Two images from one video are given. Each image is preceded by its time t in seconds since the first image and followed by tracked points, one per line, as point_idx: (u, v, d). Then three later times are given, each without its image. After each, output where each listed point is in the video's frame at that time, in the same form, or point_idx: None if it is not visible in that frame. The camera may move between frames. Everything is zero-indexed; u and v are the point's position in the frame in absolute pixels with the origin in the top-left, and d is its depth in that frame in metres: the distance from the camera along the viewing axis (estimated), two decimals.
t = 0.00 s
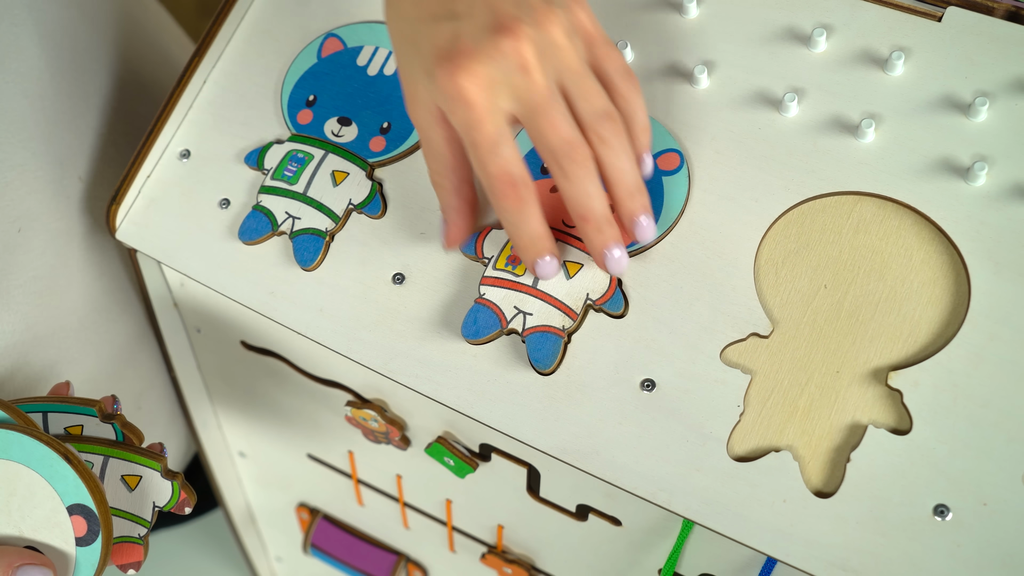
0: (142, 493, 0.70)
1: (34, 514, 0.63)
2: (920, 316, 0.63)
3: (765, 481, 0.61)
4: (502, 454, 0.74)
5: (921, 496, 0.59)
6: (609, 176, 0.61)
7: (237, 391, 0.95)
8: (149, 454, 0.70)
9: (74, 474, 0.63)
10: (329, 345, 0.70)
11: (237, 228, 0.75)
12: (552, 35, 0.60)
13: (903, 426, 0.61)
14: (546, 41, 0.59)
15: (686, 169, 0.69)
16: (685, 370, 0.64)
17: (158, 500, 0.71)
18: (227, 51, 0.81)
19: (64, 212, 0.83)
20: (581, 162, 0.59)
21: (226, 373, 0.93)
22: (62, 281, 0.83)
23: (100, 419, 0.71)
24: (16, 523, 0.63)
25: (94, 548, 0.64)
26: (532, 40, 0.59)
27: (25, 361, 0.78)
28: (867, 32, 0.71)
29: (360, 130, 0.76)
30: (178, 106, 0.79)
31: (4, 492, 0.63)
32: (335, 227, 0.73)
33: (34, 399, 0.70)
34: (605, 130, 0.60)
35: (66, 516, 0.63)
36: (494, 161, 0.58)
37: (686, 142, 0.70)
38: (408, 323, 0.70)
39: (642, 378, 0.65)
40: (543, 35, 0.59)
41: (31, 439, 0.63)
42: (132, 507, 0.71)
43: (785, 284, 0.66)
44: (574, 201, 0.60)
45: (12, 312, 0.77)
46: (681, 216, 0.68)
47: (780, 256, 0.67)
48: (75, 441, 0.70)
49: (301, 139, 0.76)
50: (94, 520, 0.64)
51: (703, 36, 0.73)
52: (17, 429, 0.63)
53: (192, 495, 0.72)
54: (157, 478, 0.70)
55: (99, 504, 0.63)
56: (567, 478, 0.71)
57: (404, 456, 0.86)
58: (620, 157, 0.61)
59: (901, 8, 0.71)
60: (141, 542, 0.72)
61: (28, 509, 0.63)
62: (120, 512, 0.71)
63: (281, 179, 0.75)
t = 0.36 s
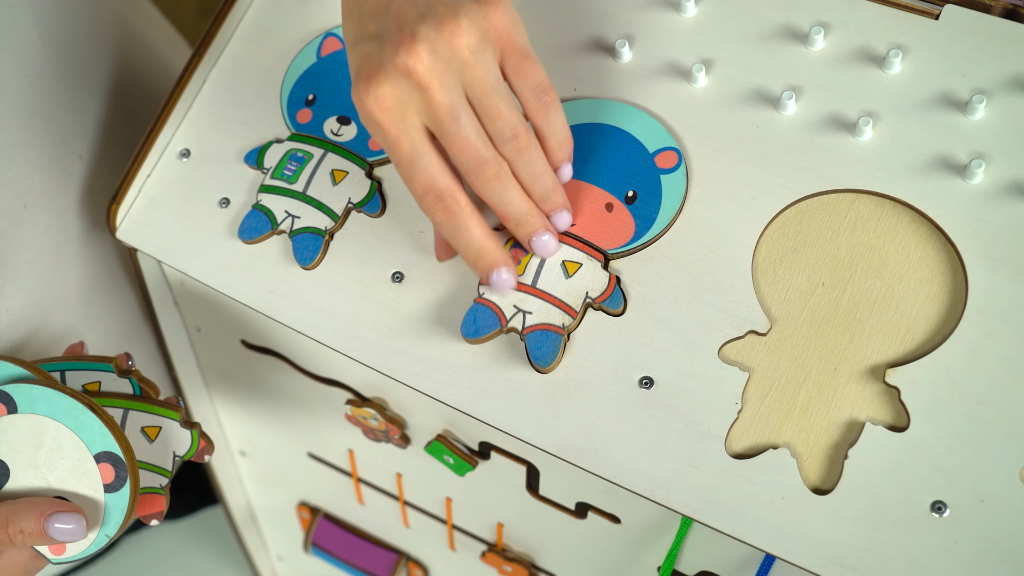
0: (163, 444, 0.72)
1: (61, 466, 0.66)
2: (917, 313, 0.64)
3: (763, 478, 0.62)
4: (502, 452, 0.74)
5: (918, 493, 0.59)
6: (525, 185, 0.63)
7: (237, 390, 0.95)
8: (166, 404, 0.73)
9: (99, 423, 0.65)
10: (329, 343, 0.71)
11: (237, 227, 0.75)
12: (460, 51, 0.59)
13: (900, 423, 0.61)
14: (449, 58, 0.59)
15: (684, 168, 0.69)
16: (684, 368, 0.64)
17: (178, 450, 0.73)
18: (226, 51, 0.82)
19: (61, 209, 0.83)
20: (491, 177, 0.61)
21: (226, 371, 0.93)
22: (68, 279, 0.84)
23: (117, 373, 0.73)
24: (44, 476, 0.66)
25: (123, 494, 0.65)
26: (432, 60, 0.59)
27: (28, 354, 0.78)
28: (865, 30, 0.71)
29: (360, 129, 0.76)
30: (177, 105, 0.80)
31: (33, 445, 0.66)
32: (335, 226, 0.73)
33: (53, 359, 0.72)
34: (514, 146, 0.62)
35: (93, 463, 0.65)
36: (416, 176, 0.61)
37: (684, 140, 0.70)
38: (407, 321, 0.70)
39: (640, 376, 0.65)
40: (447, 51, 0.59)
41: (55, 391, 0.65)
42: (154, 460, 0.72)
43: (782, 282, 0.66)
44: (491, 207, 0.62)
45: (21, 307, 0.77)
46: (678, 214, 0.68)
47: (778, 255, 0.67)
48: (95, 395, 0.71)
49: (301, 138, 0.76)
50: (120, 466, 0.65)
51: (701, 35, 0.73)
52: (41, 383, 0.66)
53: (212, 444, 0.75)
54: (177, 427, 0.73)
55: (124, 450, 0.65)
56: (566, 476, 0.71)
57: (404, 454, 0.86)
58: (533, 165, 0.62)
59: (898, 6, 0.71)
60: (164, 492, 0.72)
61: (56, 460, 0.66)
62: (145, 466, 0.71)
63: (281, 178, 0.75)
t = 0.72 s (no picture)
0: (134, 452, 0.73)
1: (29, 471, 0.65)
2: (914, 316, 0.64)
3: (761, 480, 0.62)
4: (501, 455, 0.74)
5: (916, 495, 0.59)
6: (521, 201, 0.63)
7: (238, 395, 0.95)
8: (138, 411, 0.73)
9: (70, 430, 0.64)
10: (327, 348, 0.71)
11: (236, 232, 0.76)
12: (438, 72, 0.61)
13: (898, 425, 0.61)
14: (428, 81, 0.61)
15: (681, 172, 0.69)
16: (682, 371, 0.64)
17: (149, 458, 0.74)
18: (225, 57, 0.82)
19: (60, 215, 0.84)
20: (480, 194, 0.60)
21: (227, 376, 0.94)
22: (50, 283, 0.84)
23: (92, 380, 0.73)
24: (13, 480, 0.65)
25: (89, 502, 0.65)
26: (412, 85, 0.61)
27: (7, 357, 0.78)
28: (860, 34, 0.71)
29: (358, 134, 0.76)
30: (177, 111, 0.80)
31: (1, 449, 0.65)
32: (334, 231, 0.73)
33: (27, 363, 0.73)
34: (501, 160, 0.61)
35: (61, 470, 0.65)
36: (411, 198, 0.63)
37: (681, 144, 0.70)
38: (406, 326, 0.70)
39: (638, 380, 0.65)
40: (425, 74, 0.61)
41: (26, 396, 0.65)
42: (126, 467, 0.72)
43: (780, 285, 0.66)
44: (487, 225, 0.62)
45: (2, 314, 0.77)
46: (675, 218, 0.68)
47: (775, 258, 0.67)
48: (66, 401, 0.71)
49: (300, 144, 0.77)
50: (87, 474, 0.65)
51: (698, 39, 0.74)
52: (11, 387, 0.65)
53: (184, 452, 0.76)
54: (149, 435, 0.74)
55: (94, 457, 0.64)
56: (565, 479, 0.72)
57: (404, 458, 0.87)
58: (524, 179, 0.62)
59: (894, 10, 0.71)
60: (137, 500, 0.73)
61: (24, 466, 0.65)
62: (115, 472, 0.72)
63: (280, 184, 0.76)
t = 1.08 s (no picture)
0: (103, 478, 0.66)
1: None
2: (916, 318, 0.64)
3: (764, 483, 0.62)
4: (503, 459, 0.74)
5: (919, 497, 0.59)
6: (513, 193, 0.66)
7: (239, 400, 0.95)
8: (106, 437, 0.64)
9: (25, 471, 0.58)
10: (328, 353, 0.71)
11: (237, 238, 0.76)
12: (448, 63, 0.68)
13: (901, 427, 0.61)
14: (438, 71, 0.67)
15: (681, 175, 0.69)
16: (684, 375, 0.64)
17: (120, 485, 0.67)
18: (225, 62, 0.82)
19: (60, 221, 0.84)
20: (478, 179, 0.64)
21: (228, 381, 0.94)
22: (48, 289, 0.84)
23: (53, 394, 0.64)
24: None
25: (44, 545, 0.60)
26: (425, 74, 0.67)
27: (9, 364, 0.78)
28: (860, 36, 0.71)
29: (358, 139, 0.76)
30: (177, 116, 0.80)
31: None
32: (335, 235, 0.73)
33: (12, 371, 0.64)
34: (496, 146, 0.66)
35: (15, 510, 0.59)
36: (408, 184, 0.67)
37: (682, 147, 0.70)
38: (407, 330, 0.70)
39: (640, 383, 0.65)
40: (437, 65, 0.68)
41: None
42: (92, 492, 0.66)
43: (781, 288, 0.66)
44: (480, 217, 0.65)
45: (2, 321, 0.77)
46: (675, 222, 0.68)
47: (776, 260, 0.67)
48: (29, 423, 0.65)
49: (300, 149, 0.77)
50: (42, 517, 0.59)
51: (697, 42, 0.74)
52: None
53: (157, 479, 0.68)
54: (117, 462, 0.65)
55: (49, 500, 0.59)
56: (567, 483, 0.72)
57: (406, 463, 0.86)
58: (518, 169, 0.66)
59: (893, 12, 0.71)
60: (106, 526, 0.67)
61: None
62: (80, 496, 0.66)
63: (280, 189, 0.76)
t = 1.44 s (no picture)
0: (106, 453, 0.71)
1: None
2: (924, 317, 0.64)
3: (771, 483, 0.61)
4: (507, 460, 0.74)
5: (928, 496, 0.59)
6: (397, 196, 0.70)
7: (242, 401, 0.95)
8: (122, 411, 0.71)
9: (47, 410, 0.67)
10: (333, 352, 0.71)
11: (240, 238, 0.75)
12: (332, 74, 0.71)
13: (908, 426, 0.61)
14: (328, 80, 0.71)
15: (687, 174, 0.69)
16: (690, 374, 0.64)
17: (120, 465, 0.72)
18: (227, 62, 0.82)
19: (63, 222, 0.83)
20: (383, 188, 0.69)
21: (230, 381, 0.93)
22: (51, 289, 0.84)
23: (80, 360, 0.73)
24: None
25: (43, 490, 0.67)
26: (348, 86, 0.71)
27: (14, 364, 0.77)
28: (867, 34, 0.71)
29: (362, 138, 0.76)
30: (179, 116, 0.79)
31: None
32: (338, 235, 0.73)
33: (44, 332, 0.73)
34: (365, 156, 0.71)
35: (25, 452, 0.67)
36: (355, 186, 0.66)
37: (687, 146, 0.70)
38: (412, 329, 0.70)
39: (646, 382, 0.64)
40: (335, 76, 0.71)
41: (17, 366, 0.67)
42: (87, 464, 0.70)
43: (787, 286, 0.66)
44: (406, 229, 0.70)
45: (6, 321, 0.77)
46: (681, 221, 0.68)
47: (782, 259, 0.67)
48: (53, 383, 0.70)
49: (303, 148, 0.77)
50: (51, 460, 0.67)
51: (702, 40, 0.73)
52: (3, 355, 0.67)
53: (156, 466, 0.74)
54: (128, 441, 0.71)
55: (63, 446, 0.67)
56: (572, 483, 0.71)
57: (409, 463, 0.86)
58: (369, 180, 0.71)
59: (900, 10, 0.71)
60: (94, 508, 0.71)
61: None
62: (76, 466, 0.70)
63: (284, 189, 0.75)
